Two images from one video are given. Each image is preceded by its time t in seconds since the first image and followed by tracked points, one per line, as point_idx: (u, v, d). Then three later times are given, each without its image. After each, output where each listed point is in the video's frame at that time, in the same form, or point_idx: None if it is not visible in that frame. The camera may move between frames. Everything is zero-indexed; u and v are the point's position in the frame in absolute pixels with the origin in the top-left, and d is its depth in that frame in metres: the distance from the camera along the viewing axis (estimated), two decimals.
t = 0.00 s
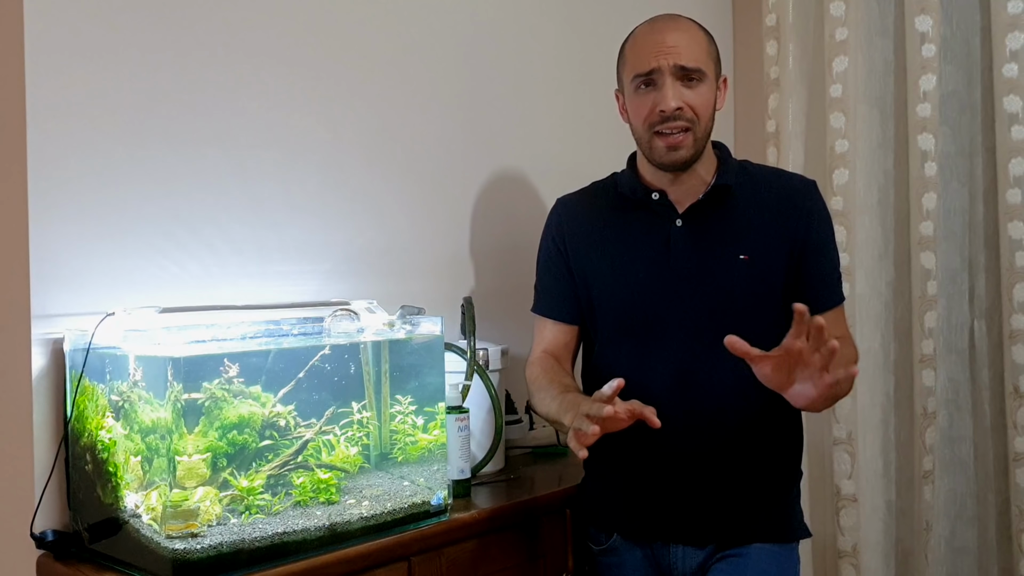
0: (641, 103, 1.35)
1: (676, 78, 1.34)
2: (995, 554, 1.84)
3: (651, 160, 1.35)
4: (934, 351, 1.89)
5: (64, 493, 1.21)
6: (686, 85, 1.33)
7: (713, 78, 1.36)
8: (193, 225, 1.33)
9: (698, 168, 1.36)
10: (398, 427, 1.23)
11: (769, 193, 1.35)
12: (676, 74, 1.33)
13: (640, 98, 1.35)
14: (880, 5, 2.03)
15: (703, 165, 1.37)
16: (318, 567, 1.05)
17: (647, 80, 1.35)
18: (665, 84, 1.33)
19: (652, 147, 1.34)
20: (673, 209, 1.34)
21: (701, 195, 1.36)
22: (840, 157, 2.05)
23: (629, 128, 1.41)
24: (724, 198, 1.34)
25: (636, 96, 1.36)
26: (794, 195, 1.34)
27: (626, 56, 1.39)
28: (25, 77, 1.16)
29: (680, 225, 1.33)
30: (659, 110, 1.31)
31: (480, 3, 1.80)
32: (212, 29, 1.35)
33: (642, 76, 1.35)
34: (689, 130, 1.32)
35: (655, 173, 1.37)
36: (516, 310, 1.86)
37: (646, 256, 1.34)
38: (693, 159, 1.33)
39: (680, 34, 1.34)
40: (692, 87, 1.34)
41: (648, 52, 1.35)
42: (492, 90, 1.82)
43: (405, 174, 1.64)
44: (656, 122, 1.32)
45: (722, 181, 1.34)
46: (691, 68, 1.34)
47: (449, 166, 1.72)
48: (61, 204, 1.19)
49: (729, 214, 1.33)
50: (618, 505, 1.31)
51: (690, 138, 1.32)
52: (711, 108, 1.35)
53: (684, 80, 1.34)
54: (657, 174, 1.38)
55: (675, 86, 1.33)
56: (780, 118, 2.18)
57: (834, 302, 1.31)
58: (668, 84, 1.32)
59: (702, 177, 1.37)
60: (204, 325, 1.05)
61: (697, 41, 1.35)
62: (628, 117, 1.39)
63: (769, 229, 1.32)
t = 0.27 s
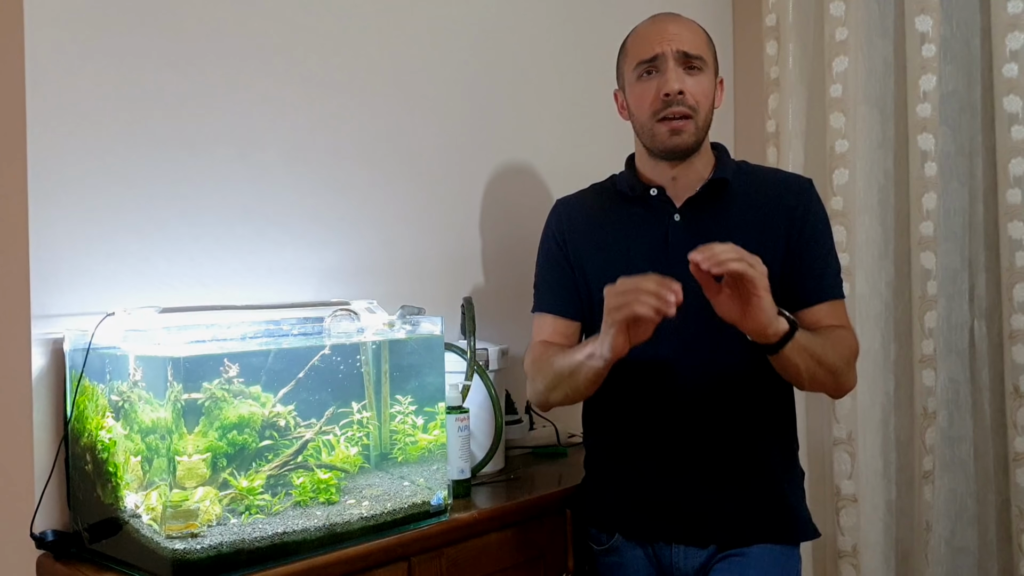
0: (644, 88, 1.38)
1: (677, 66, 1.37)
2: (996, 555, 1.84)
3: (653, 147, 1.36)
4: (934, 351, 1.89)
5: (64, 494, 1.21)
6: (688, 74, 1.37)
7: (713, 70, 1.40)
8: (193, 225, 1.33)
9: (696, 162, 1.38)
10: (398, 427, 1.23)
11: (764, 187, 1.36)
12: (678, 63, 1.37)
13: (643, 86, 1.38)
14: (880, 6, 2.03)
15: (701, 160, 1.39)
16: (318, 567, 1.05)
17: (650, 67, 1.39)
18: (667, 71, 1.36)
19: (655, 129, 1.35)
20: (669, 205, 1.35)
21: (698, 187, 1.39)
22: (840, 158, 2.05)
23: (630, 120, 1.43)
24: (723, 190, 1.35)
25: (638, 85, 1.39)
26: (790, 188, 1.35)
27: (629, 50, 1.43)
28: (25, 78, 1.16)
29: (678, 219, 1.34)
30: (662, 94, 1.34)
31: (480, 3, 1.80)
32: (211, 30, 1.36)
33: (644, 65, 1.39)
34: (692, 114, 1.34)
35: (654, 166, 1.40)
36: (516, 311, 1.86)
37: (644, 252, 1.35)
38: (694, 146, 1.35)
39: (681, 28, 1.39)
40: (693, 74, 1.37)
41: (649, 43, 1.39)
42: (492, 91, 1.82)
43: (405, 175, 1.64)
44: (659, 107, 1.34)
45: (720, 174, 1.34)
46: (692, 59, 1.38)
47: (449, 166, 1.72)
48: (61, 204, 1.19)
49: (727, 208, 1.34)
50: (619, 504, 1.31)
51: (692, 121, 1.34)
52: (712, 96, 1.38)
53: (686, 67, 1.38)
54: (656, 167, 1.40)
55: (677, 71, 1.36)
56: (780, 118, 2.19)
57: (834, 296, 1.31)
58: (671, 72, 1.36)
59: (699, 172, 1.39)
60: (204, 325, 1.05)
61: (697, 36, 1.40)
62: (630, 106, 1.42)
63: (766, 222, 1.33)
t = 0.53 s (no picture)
0: (640, 88, 1.38)
1: (674, 66, 1.37)
2: (996, 554, 1.84)
3: (648, 144, 1.37)
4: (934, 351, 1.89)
5: (64, 494, 1.21)
6: (683, 73, 1.37)
7: (711, 71, 1.40)
8: (194, 225, 1.33)
9: (695, 160, 1.38)
10: (398, 427, 1.23)
11: (764, 188, 1.36)
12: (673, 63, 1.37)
13: (639, 84, 1.39)
14: (880, 5, 2.03)
15: (700, 159, 1.39)
16: (317, 567, 1.05)
17: (647, 67, 1.39)
18: (663, 70, 1.37)
19: (649, 125, 1.36)
20: (669, 202, 1.35)
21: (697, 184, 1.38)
22: (840, 158, 2.05)
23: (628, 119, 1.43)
24: (723, 189, 1.35)
25: (634, 83, 1.39)
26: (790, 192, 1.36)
27: (626, 51, 1.44)
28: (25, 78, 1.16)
29: (678, 215, 1.33)
30: (657, 92, 1.34)
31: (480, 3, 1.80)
32: (211, 30, 1.35)
33: (641, 64, 1.39)
34: (687, 111, 1.34)
35: (652, 164, 1.39)
36: (516, 311, 1.86)
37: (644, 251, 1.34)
38: (688, 145, 1.35)
39: (679, 28, 1.39)
40: (690, 74, 1.37)
41: (646, 43, 1.40)
42: (492, 90, 1.82)
43: (404, 175, 1.63)
44: (654, 104, 1.35)
45: (720, 173, 1.34)
46: (689, 58, 1.38)
47: (449, 166, 1.72)
48: (61, 204, 1.19)
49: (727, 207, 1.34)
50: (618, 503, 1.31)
51: (687, 118, 1.34)
52: (709, 96, 1.38)
53: (682, 68, 1.38)
54: (654, 165, 1.40)
55: (673, 71, 1.36)
56: (780, 118, 2.18)
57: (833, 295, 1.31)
58: (666, 71, 1.36)
59: (700, 170, 1.39)
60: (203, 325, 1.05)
61: (695, 36, 1.40)
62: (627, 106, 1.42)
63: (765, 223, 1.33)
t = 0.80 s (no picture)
0: (636, 86, 1.38)
1: (670, 63, 1.38)
2: (996, 554, 1.84)
3: (646, 142, 1.37)
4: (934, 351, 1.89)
5: (64, 493, 1.21)
6: (680, 70, 1.37)
7: (708, 68, 1.40)
8: (194, 225, 1.33)
9: (694, 160, 1.38)
10: (398, 427, 1.23)
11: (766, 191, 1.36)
12: (669, 60, 1.37)
13: (636, 83, 1.39)
14: (880, 5, 2.03)
15: (700, 159, 1.39)
16: (318, 567, 1.05)
17: (643, 65, 1.39)
18: (659, 68, 1.37)
19: (647, 123, 1.36)
20: (671, 206, 1.35)
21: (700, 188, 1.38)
22: (840, 157, 2.05)
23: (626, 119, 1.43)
24: (725, 194, 1.35)
25: (631, 82, 1.40)
26: (795, 196, 1.35)
27: (623, 51, 1.44)
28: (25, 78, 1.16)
29: (679, 220, 1.33)
30: (653, 89, 1.34)
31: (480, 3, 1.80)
32: (211, 30, 1.35)
33: (638, 63, 1.39)
34: (683, 107, 1.34)
35: (653, 166, 1.40)
36: (516, 310, 1.86)
37: (645, 253, 1.34)
38: (688, 142, 1.35)
39: (675, 26, 1.39)
40: (686, 71, 1.37)
41: (642, 41, 1.40)
42: (492, 90, 1.82)
43: (405, 175, 1.63)
44: (650, 102, 1.35)
45: (721, 177, 1.34)
46: (685, 56, 1.38)
47: (449, 166, 1.72)
48: (60, 204, 1.19)
49: (730, 211, 1.34)
50: (618, 506, 1.31)
51: (683, 114, 1.34)
52: (706, 92, 1.37)
53: (679, 64, 1.38)
54: (654, 165, 1.40)
55: (668, 67, 1.37)
56: (780, 118, 2.19)
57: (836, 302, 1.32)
58: (662, 68, 1.36)
59: (700, 171, 1.39)
60: (203, 325, 1.05)
61: (691, 34, 1.40)
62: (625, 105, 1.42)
63: (768, 227, 1.33)
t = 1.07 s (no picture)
0: (642, 90, 1.38)
1: (675, 67, 1.37)
2: (996, 554, 1.84)
3: (651, 148, 1.37)
4: (935, 352, 1.89)
5: (63, 494, 1.21)
6: (685, 75, 1.37)
7: (713, 72, 1.40)
8: (194, 225, 1.33)
9: (698, 164, 1.39)
10: (398, 427, 1.23)
11: (767, 191, 1.36)
12: (675, 65, 1.37)
13: (641, 87, 1.39)
14: (880, 5, 2.03)
15: (703, 162, 1.39)
16: (318, 566, 1.05)
17: (648, 69, 1.39)
18: (665, 73, 1.37)
19: (652, 129, 1.36)
20: (672, 206, 1.34)
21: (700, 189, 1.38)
22: (840, 157, 2.05)
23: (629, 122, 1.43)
24: (726, 195, 1.35)
25: (636, 86, 1.39)
26: (796, 196, 1.35)
27: (627, 53, 1.44)
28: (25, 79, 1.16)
29: (680, 220, 1.33)
30: (659, 95, 1.34)
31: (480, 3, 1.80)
32: (211, 30, 1.36)
33: (643, 67, 1.39)
34: (689, 113, 1.34)
35: (656, 168, 1.40)
36: (516, 310, 1.86)
37: (646, 253, 1.34)
38: (693, 148, 1.36)
39: (680, 29, 1.39)
40: (691, 75, 1.37)
41: (648, 44, 1.39)
42: (492, 90, 1.82)
43: (404, 175, 1.63)
44: (657, 109, 1.35)
45: (722, 177, 1.34)
46: (690, 60, 1.38)
47: (450, 166, 1.72)
48: (60, 205, 1.19)
49: (731, 212, 1.34)
50: (618, 507, 1.31)
51: (689, 120, 1.34)
52: (711, 96, 1.38)
53: (684, 68, 1.38)
54: (658, 169, 1.40)
55: (674, 72, 1.37)
56: (780, 119, 2.19)
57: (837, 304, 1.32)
58: (668, 73, 1.36)
59: (702, 172, 1.39)
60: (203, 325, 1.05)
61: (696, 37, 1.39)
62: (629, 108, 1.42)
63: (769, 227, 1.33)
